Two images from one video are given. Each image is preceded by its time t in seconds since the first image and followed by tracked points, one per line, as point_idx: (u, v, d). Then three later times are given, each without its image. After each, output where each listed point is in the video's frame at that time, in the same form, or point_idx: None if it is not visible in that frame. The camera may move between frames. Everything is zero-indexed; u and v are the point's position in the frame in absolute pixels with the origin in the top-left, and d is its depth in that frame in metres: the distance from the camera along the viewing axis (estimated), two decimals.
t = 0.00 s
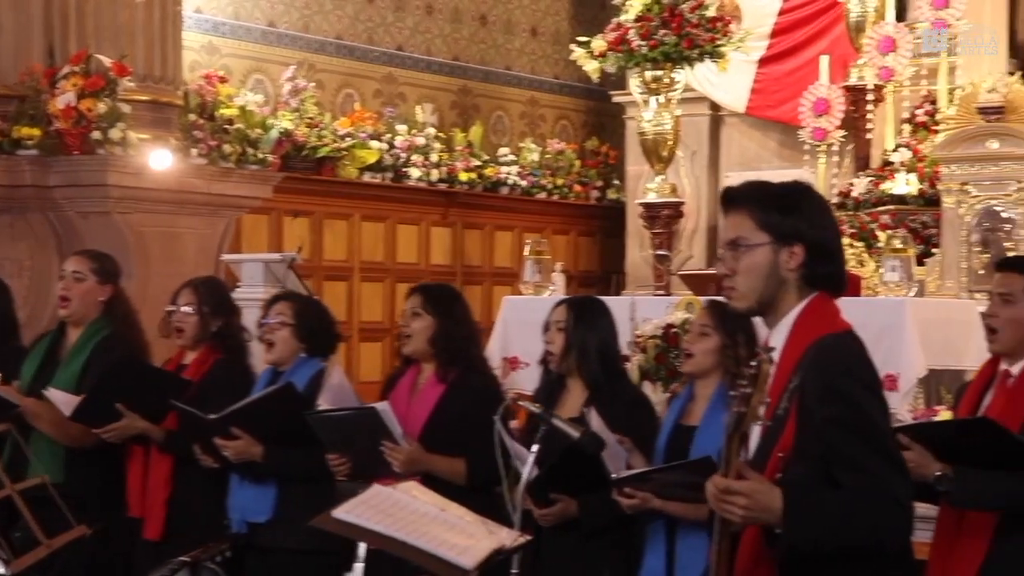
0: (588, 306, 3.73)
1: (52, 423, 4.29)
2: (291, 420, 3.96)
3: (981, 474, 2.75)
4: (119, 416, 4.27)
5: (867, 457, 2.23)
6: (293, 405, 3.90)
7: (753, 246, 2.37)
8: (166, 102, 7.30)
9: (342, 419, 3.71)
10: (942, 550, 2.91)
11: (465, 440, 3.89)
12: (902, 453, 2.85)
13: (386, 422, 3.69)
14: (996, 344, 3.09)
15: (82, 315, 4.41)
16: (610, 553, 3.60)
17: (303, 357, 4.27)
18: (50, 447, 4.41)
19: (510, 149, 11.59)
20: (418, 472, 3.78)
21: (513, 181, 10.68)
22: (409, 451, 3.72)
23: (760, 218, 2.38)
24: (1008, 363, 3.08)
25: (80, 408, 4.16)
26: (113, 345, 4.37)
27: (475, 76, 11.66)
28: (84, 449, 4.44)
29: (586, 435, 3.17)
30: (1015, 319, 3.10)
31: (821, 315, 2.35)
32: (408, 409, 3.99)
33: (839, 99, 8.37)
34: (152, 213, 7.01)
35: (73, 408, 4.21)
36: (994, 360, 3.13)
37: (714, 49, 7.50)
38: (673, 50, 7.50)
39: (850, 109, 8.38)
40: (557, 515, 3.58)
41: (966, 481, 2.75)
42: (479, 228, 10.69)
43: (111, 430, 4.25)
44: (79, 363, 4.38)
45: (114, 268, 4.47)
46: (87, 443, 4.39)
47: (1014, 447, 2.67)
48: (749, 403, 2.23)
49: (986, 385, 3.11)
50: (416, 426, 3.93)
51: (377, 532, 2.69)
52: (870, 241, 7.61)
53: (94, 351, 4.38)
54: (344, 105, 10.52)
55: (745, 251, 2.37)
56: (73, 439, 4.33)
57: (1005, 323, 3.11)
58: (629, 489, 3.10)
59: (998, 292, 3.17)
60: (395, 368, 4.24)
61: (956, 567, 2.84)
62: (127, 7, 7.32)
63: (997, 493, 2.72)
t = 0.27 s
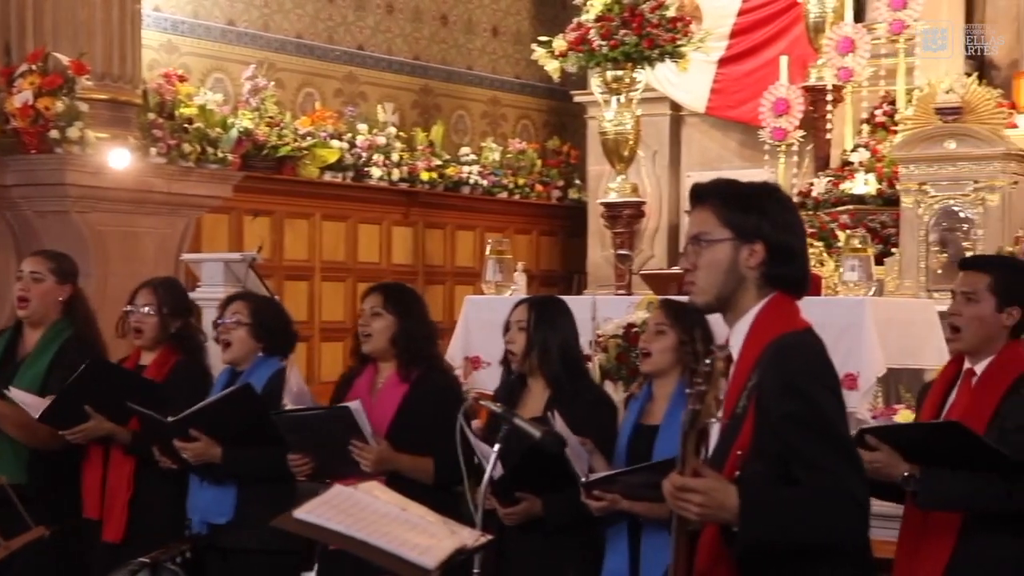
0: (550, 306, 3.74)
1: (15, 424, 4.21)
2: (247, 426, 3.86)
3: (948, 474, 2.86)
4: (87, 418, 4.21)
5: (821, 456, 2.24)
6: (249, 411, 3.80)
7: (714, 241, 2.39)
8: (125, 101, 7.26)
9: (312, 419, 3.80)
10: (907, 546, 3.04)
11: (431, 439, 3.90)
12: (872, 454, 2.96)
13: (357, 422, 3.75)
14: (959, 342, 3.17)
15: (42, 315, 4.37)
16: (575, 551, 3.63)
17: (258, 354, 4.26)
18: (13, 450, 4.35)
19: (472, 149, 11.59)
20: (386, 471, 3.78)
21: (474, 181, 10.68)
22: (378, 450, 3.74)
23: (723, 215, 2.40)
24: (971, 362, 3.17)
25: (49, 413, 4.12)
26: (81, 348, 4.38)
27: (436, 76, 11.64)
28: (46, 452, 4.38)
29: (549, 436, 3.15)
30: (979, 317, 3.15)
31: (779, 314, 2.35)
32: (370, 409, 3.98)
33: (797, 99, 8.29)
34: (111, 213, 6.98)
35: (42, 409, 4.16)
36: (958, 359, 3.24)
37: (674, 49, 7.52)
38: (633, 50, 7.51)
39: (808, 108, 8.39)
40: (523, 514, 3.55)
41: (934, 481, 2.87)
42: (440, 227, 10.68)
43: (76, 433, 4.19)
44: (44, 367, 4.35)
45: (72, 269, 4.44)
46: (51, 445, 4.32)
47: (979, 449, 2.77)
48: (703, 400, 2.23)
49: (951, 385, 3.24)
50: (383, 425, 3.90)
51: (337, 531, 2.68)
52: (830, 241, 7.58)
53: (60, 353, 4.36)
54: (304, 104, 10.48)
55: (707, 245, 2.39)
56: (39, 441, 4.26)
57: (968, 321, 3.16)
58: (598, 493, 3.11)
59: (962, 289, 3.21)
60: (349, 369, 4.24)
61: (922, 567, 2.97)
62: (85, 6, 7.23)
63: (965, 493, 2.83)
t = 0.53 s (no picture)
0: (530, 306, 3.73)
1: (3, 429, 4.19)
2: (229, 425, 3.90)
3: (945, 473, 2.89)
4: (77, 420, 4.18)
5: (798, 457, 2.24)
6: (230, 409, 3.83)
7: (699, 248, 2.37)
8: (101, 100, 7.23)
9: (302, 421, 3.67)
10: (904, 543, 3.10)
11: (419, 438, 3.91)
12: (870, 450, 2.98)
13: (350, 423, 3.71)
14: (956, 341, 3.18)
15: (24, 316, 4.35)
16: (563, 551, 3.61)
17: (242, 355, 4.26)
18: None
19: (449, 148, 11.58)
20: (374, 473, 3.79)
21: (452, 180, 10.67)
22: (371, 450, 3.74)
23: (704, 220, 2.38)
24: (968, 361, 3.19)
25: (43, 417, 4.06)
26: (62, 350, 4.35)
27: (413, 75, 11.63)
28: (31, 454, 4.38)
29: (525, 434, 3.16)
30: (977, 317, 3.16)
31: (759, 313, 2.36)
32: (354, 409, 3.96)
33: (775, 100, 8.41)
34: (87, 212, 6.95)
35: (35, 413, 4.09)
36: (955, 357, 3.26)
37: (651, 49, 7.53)
38: (610, 50, 7.51)
39: (785, 109, 8.43)
40: (506, 514, 3.52)
41: (932, 480, 2.88)
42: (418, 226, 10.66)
43: (68, 436, 4.16)
44: (31, 368, 4.33)
45: (52, 268, 4.42)
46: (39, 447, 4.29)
47: (978, 448, 2.82)
48: (677, 395, 2.23)
49: (947, 384, 3.27)
50: (372, 421, 3.89)
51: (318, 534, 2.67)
52: (807, 241, 7.69)
53: (47, 354, 4.35)
54: (282, 103, 10.45)
55: (693, 252, 2.38)
56: (27, 443, 4.23)
57: (965, 320, 3.17)
58: (589, 492, 3.06)
59: (962, 288, 3.21)
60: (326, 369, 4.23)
61: (919, 564, 3.04)
62: (60, 5, 7.19)
63: (964, 492, 2.87)
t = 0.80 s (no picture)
0: (505, 306, 3.70)
1: None
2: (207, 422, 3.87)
3: (934, 478, 2.86)
4: (58, 421, 4.24)
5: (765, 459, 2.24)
6: (207, 406, 3.82)
7: (674, 250, 2.38)
8: (65, 99, 7.17)
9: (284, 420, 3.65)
10: (888, 545, 3.02)
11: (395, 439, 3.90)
12: (859, 455, 2.86)
13: (329, 421, 3.68)
14: (946, 342, 3.12)
15: None
16: (535, 551, 3.61)
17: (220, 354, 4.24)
18: None
19: (415, 148, 11.56)
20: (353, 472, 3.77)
21: (418, 180, 10.67)
22: (349, 450, 3.71)
23: (675, 221, 2.39)
24: (955, 362, 3.14)
25: (22, 419, 4.12)
26: (35, 347, 4.46)
27: (380, 75, 11.61)
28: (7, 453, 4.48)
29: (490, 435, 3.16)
30: (967, 319, 3.10)
31: (726, 312, 2.38)
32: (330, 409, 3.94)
33: (740, 100, 8.45)
34: (51, 211, 6.92)
35: (15, 417, 4.20)
36: (941, 358, 3.20)
37: (617, 49, 7.54)
38: (577, 50, 7.52)
39: (750, 109, 8.47)
40: (480, 515, 3.49)
41: (923, 485, 2.85)
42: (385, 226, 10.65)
43: (48, 437, 4.22)
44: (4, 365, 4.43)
45: (24, 266, 4.49)
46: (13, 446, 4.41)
47: (965, 453, 2.79)
48: (647, 394, 2.18)
49: (932, 384, 3.21)
50: (352, 420, 3.88)
51: (280, 535, 2.66)
52: (772, 241, 7.72)
53: (20, 351, 4.45)
54: (247, 103, 10.41)
55: (668, 254, 2.38)
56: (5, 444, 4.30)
57: (956, 322, 3.11)
58: (571, 492, 3.05)
59: (952, 290, 3.14)
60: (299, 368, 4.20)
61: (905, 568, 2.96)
62: (23, 3, 7.14)
63: (953, 497, 2.83)
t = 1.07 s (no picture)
0: (484, 306, 3.69)
1: None
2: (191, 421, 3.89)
3: (914, 478, 2.79)
4: (32, 420, 4.26)
5: (737, 458, 2.25)
6: (190, 406, 3.85)
7: (635, 248, 2.36)
8: (32, 97, 7.09)
9: (255, 422, 3.60)
10: (869, 544, 2.98)
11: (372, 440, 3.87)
12: (841, 457, 2.77)
13: (304, 424, 3.63)
14: (926, 343, 3.08)
15: None
16: (512, 552, 3.59)
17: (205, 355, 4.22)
18: None
19: (386, 148, 11.55)
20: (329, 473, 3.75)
21: (388, 180, 10.65)
22: (325, 451, 3.68)
23: (641, 220, 2.37)
24: (936, 361, 3.09)
25: None
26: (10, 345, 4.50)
27: (350, 75, 11.59)
28: None
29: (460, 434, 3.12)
30: (948, 320, 3.05)
31: (696, 314, 2.39)
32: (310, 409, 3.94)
33: (710, 100, 8.46)
34: (18, 210, 6.99)
35: None
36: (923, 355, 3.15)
37: (587, 49, 7.55)
38: (547, 50, 7.52)
39: (720, 110, 8.48)
40: (455, 515, 3.51)
41: (904, 487, 2.78)
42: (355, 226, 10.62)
43: (22, 436, 4.24)
44: None
45: None
46: None
47: (946, 454, 2.73)
48: (624, 398, 2.11)
49: (914, 384, 3.17)
50: (328, 422, 3.87)
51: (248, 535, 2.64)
52: (741, 241, 7.75)
53: None
54: (216, 102, 10.37)
55: (630, 253, 2.36)
56: None
57: (938, 323, 3.06)
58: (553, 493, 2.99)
59: (933, 291, 3.08)
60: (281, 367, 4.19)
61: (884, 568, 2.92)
62: None
63: (933, 499, 2.77)
